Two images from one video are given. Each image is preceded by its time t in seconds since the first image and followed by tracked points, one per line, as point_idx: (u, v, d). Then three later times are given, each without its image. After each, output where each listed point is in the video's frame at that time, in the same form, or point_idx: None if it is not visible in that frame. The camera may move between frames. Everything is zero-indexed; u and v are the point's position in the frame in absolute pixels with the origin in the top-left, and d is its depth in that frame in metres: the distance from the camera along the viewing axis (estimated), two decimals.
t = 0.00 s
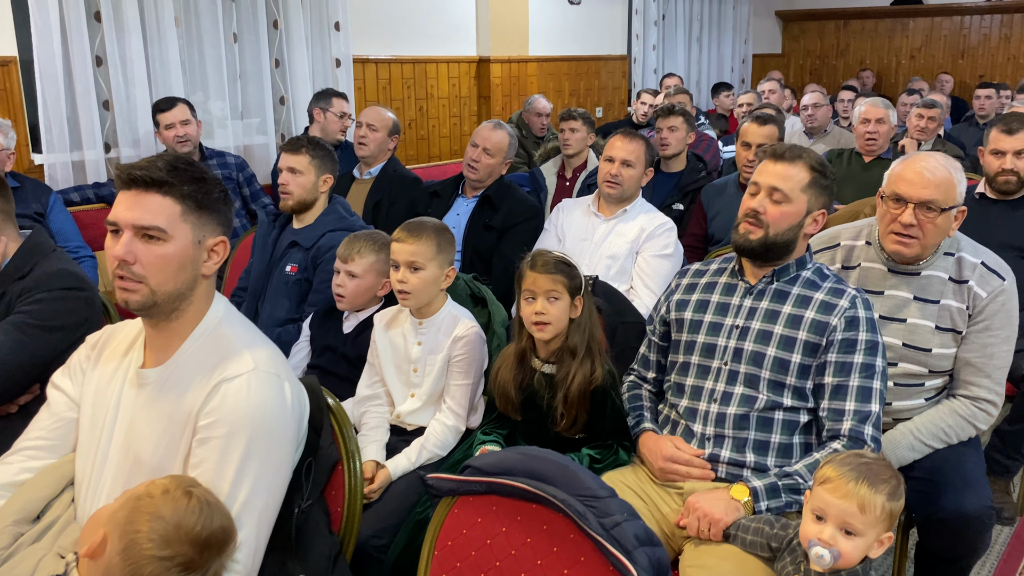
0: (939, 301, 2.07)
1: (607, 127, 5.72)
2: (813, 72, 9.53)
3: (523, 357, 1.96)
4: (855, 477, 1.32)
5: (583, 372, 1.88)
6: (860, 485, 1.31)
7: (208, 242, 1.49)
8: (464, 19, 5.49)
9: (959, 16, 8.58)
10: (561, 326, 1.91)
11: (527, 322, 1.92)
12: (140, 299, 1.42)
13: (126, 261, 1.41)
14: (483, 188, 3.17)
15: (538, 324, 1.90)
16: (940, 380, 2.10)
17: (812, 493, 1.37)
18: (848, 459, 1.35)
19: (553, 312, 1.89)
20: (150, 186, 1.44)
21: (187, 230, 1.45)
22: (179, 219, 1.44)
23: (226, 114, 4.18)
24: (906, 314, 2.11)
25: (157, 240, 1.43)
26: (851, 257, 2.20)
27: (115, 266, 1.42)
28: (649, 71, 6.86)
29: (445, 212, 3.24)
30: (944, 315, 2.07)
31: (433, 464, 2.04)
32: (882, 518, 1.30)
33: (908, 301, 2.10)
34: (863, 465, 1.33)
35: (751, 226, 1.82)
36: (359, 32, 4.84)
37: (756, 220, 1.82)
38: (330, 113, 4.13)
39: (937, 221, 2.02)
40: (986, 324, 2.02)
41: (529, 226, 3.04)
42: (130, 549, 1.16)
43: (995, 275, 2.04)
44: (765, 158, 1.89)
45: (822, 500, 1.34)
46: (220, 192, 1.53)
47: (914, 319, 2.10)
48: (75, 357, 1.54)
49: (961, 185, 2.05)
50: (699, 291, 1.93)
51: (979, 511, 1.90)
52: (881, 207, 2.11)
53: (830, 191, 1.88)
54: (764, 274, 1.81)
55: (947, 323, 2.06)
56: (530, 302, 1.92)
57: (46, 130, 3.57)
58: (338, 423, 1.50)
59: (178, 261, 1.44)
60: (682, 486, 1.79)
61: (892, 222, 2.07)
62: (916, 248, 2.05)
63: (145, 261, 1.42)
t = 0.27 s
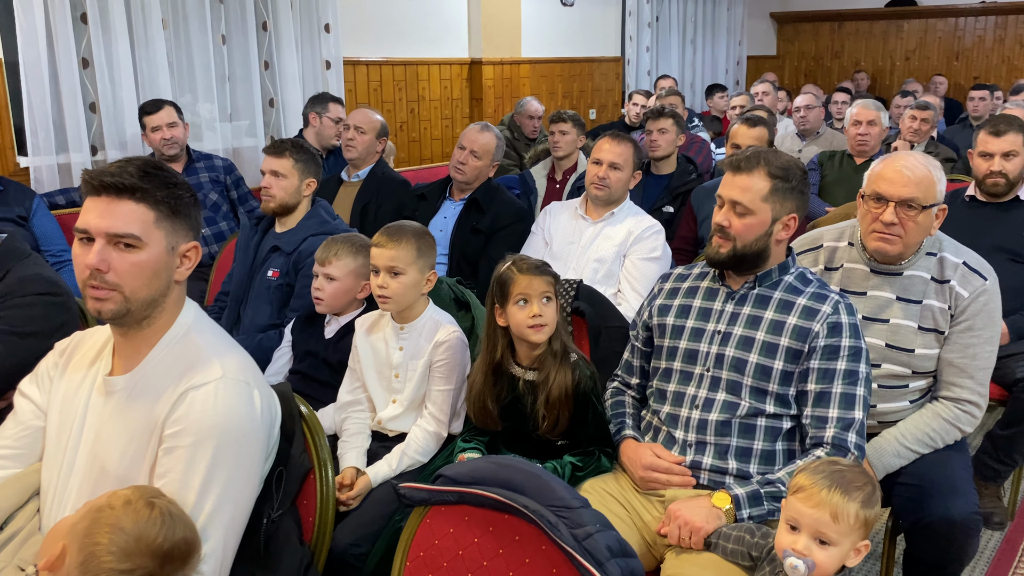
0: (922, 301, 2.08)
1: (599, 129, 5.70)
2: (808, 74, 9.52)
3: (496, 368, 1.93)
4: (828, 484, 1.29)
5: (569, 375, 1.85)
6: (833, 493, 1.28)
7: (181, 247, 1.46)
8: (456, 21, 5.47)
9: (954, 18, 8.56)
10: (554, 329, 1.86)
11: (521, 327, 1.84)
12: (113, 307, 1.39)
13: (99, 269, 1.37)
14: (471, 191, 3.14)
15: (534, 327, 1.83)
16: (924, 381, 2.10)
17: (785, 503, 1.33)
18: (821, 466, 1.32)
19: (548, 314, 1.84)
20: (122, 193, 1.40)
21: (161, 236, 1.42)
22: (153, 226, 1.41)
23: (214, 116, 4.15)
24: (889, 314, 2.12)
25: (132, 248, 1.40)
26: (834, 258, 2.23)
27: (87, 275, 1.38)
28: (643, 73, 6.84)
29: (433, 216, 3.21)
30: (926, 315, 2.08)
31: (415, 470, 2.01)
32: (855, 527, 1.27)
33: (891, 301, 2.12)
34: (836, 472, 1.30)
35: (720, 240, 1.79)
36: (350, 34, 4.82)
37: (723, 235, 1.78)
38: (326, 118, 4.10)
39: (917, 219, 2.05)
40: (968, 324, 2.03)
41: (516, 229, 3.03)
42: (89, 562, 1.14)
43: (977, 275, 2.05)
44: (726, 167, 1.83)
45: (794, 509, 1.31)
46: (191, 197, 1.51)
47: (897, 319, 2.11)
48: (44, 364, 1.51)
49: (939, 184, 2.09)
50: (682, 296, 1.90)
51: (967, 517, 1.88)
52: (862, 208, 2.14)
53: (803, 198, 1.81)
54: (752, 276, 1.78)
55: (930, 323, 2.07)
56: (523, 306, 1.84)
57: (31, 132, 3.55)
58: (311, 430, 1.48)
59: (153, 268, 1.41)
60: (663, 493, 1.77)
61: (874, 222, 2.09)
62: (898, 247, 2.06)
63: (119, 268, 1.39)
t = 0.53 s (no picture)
0: (907, 300, 2.05)
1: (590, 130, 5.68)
2: (801, 74, 9.51)
3: (475, 374, 1.89)
4: (799, 491, 1.26)
5: (547, 380, 1.82)
6: (804, 499, 1.24)
7: (151, 254, 1.44)
8: (446, 21, 5.45)
9: (947, 18, 8.55)
10: (530, 334, 1.83)
11: (497, 332, 1.81)
12: (83, 315, 1.35)
13: (71, 278, 1.34)
14: (457, 193, 3.11)
15: (509, 332, 1.80)
16: (909, 381, 2.08)
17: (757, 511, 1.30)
18: (793, 473, 1.29)
19: (524, 318, 1.82)
20: (94, 200, 1.37)
21: (133, 243, 1.40)
22: (126, 233, 1.39)
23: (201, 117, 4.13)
24: (874, 313, 2.09)
25: (104, 255, 1.37)
26: (819, 257, 2.20)
27: (56, 283, 1.34)
28: (635, 74, 6.82)
29: (419, 219, 3.17)
30: (911, 314, 2.05)
31: (394, 476, 1.99)
32: (827, 534, 1.23)
33: (876, 300, 2.09)
34: (808, 478, 1.27)
35: (696, 250, 1.76)
36: (338, 35, 4.80)
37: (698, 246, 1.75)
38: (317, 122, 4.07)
39: (903, 216, 2.02)
40: (953, 324, 2.00)
41: (501, 232, 3.01)
42: None
43: (962, 274, 2.02)
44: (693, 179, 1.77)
45: (765, 518, 1.27)
46: (161, 202, 1.48)
47: (882, 319, 2.08)
48: (8, 371, 1.49)
49: (926, 181, 2.07)
50: (661, 301, 1.87)
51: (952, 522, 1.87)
52: (848, 206, 2.12)
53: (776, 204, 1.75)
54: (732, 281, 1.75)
55: (915, 322, 2.04)
56: (498, 311, 1.82)
57: (14, 134, 3.52)
58: (280, 439, 1.46)
59: (125, 275, 1.38)
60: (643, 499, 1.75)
61: (860, 219, 2.06)
62: (884, 244, 2.03)
63: (90, 276, 1.35)
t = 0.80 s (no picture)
0: (892, 300, 2.00)
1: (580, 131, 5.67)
2: (792, 75, 9.50)
3: (450, 377, 1.86)
4: (768, 496, 1.24)
5: (522, 384, 1.79)
6: (772, 505, 1.22)
7: (118, 259, 1.41)
8: (435, 22, 5.43)
9: (938, 19, 8.55)
10: (505, 336, 1.81)
11: (471, 336, 1.78)
12: (46, 319, 1.32)
13: (36, 281, 1.30)
14: (440, 194, 3.07)
15: (483, 336, 1.78)
16: (893, 383, 2.03)
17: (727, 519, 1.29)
18: (762, 479, 1.26)
19: (498, 321, 1.79)
20: (63, 202, 1.34)
21: (101, 247, 1.37)
22: (93, 237, 1.35)
23: (185, 118, 4.11)
24: (859, 313, 2.03)
25: (71, 259, 1.33)
26: (806, 256, 2.13)
27: (19, 285, 1.30)
28: (626, 74, 6.80)
29: (403, 219, 3.12)
30: (897, 314, 2.00)
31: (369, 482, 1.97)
32: (796, 539, 1.20)
33: (862, 300, 2.03)
34: (777, 484, 1.25)
35: (666, 259, 1.74)
36: (325, 35, 4.78)
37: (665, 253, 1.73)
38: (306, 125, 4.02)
39: (891, 215, 1.97)
40: (938, 325, 1.96)
41: (484, 233, 2.98)
42: None
43: (948, 275, 1.98)
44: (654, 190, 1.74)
45: (734, 525, 1.25)
46: (129, 207, 1.46)
47: (868, 318, 2.03)
48: None
49: (914, 180, 2.01)
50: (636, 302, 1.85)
51: (933, 526, 1.85)
52: (835, 204, 2.05)
53: (740, 206, 1.70)
54: (709, 283, 1.72)
55: (900, 322, 1.99)
56: (471, 314, 1.79)
57: None
58: (244, 445, 1.44)
59: (91, 280, 1.35)
60: (620, 504, 1.73)
61: (847, 217, 2.00)
62: (871, 243, 1.98)
63: (55, 280, 1.32)
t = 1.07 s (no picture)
0: (875, 302, 1.94)
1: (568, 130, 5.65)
2: (782, 74, 9.51)
3: (425, 379, 1.84)
4: (735, 502, 1.22)
5: (496, 385, 1.77)
6: (739, 511, 1.21)
7: (79, 261, 1.36)
8: (422, 21, 5.41)
9: (926, 18, 8.56)
10: (478, 338, 1.79)
11: (443, 338, 1.76)
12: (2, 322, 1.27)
13: None
14: (422, 194, 3.04)
15: (456, 339, 1.76)
16: (875, 385, 1.98)
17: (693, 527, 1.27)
18: (729, 486, 1.25)
19: (471, 323, 1.77)
20: (23, 201, 1.29)
21: (62, 249, 1.32)
22: (54, 237, 1.31)
23: (168, 118, 4.09)
24: (842, 314, 1.97)
25: (30, 260, 1.29)
26: (788, 256, 2.06)
27: None
28: (614, 74, 6.78)
29: (385, 220, 3.09)
30: (880, 316, 1.94)
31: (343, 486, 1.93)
32: (764, 549, 1.19)
33: (845, 301, 1.97)
34: (744, 491, 1.23)
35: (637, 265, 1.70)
36: (310, 34, 4.76)
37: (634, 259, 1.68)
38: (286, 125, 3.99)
39: (875, 217, 1.88)
40: (920, 326, 1.90)
41: (466, 234, 2.94)
42: None
43: (931, 276, 1.92)
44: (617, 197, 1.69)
45: (700, 533, 1.24)
46: (92, 208, 1.41)
47: (850, 319, 1.96)
48: None
49: (899, 181, 1.92)
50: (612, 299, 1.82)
51: (911, 529, 1.83)
52: (818, 204, 1.97)
53: (704, 206, 1.65)
54: (684, 283, 1.68)
55: (883, 324, 1.93)
56: (444, 317, 1.77)
57: None
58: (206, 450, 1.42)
59: (50, 282, 1.31)
60: (594, 507, 1.71)
61: (830, 218, 1.92)
62: (855, 245, 1.90)
63: (14, 281, 1.28)
